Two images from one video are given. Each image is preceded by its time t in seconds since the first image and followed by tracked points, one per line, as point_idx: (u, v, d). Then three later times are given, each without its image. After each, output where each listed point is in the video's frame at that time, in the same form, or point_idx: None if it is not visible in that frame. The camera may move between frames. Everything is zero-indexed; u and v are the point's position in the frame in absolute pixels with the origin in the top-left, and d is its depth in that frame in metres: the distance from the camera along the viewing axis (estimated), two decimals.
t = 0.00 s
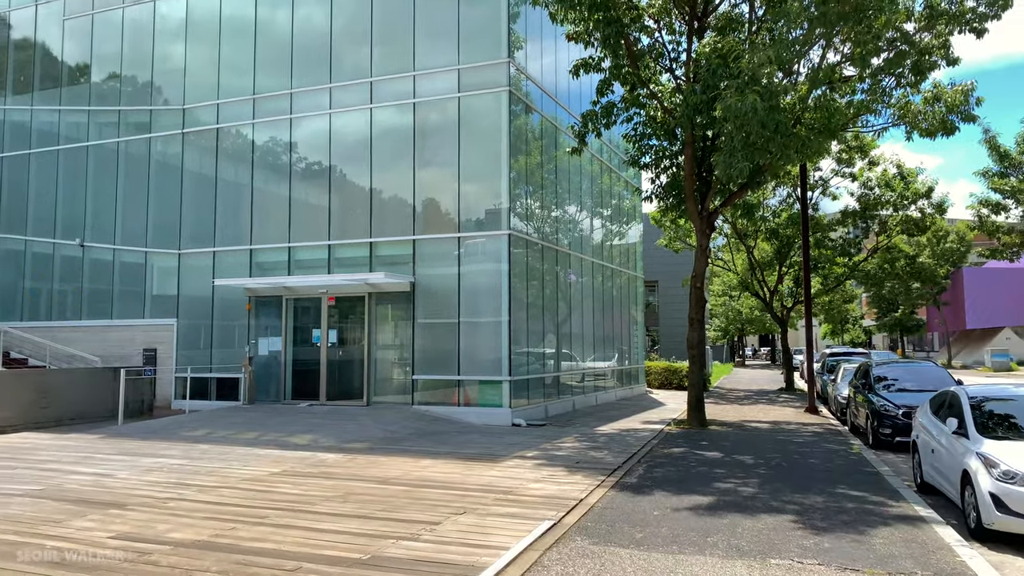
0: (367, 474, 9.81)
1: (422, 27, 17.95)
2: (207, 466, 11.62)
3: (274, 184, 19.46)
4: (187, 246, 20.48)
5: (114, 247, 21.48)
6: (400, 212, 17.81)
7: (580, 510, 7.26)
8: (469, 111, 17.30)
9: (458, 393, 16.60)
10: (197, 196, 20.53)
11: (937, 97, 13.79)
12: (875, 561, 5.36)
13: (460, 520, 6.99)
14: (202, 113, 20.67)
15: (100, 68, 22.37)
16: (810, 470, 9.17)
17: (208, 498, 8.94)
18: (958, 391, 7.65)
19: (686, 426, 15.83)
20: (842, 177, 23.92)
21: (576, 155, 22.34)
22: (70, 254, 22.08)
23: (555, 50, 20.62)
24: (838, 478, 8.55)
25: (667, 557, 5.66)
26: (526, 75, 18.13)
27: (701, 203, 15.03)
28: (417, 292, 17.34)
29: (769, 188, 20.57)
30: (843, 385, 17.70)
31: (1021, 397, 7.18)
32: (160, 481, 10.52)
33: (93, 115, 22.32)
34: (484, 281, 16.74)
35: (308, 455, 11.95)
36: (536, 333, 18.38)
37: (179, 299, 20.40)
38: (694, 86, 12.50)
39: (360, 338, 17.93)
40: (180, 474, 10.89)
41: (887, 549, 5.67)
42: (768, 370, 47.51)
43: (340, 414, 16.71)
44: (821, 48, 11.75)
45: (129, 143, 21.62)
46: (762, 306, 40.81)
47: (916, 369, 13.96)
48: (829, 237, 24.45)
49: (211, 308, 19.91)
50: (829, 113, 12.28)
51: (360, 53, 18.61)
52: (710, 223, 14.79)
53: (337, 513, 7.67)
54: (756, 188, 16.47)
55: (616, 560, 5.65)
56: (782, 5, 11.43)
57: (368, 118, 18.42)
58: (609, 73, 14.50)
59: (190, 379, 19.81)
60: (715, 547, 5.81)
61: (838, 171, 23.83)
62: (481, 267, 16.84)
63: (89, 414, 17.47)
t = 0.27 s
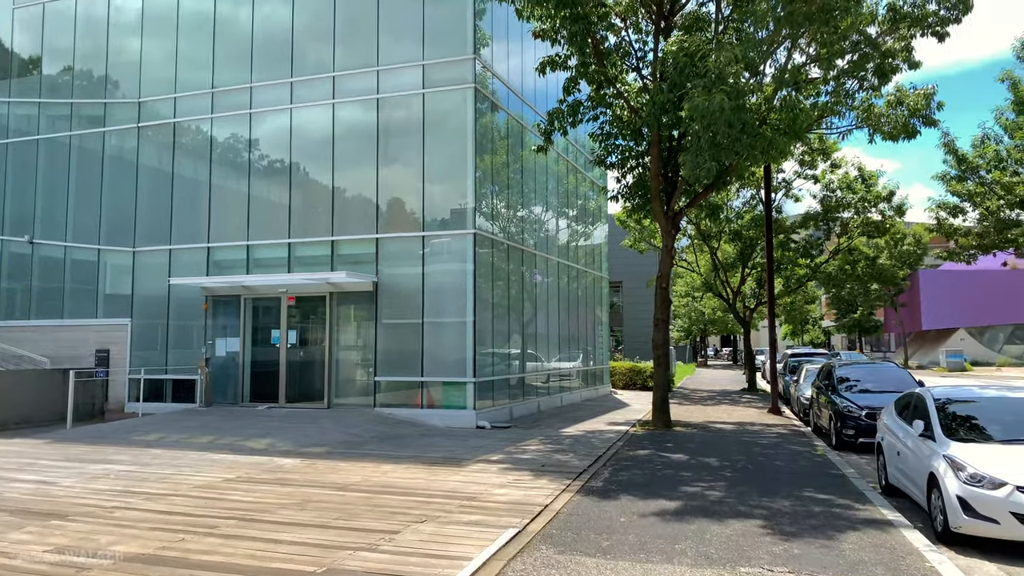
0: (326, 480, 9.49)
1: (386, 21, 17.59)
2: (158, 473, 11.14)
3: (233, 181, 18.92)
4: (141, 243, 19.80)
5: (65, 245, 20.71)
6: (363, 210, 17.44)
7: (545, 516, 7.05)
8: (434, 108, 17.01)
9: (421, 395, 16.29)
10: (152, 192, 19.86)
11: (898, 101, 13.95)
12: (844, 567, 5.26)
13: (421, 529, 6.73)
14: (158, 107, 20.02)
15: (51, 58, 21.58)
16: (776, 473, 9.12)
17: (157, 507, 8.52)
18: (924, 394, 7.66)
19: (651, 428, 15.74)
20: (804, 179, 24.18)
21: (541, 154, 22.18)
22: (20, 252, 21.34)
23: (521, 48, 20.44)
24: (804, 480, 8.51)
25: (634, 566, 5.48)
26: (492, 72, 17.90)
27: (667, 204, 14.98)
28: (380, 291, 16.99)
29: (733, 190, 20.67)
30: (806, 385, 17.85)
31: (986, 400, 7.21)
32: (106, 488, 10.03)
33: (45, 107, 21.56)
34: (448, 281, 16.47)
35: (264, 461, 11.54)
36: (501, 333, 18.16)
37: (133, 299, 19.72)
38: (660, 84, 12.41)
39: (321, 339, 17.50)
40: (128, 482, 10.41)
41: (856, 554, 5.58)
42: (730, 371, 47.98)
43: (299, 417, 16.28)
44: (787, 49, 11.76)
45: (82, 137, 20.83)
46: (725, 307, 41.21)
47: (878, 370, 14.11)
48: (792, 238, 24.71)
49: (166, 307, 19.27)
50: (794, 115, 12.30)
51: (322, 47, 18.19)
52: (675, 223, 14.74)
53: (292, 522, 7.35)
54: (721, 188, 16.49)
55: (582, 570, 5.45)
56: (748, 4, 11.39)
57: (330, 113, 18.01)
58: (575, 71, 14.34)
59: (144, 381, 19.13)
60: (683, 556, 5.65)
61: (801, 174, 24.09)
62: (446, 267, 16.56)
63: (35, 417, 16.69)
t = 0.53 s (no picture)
0: (283, 486, 9.13)
1: (351, 15, 17.21)
2: (107, 479, 10.64)
3: (191, 178, 18.35)
4: (95, 241, 19.10)
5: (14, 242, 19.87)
6: (326, 207, 17.04)
7: (510, 522, 6.83)
8: (399, 104, 16.68)
9: (385, 397, 15.96)
10: (106, 188, 19.15)
11: (863, 102, 14.05)
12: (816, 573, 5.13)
13: (381, 536, 6.46)
14: (113, 100, 19.32)
15: None
16: (743, 475, 9.03)
17: (102, 516, 8.08)
18: (892, 394, 7.61)
19: (617, 429, 15.61)
20: (769, 180, 24.38)
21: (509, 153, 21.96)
22: None
23: (489, 45, 20.23)
24: (772, 483, 8.42)
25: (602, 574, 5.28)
26: (458, 69, 17.64)
27: (634, 203, 14.86)
28: (343, 291, 16.60)
29: (700, 190, 20.71)
30: (771, 386, 17.94)
31: (955, 401, 7.16)
32: (49, 496, 9.52)
33: None
34: (413, 280, 16.14)
35: (219, 466, 11.11)
36: (467, 334, 17.88)
37: (87, 298, 19.01)
38: (629, 82, 12.29)
39: (282, 339, 17.05)
40: (73, 489, 9.91)
41: (828, 559, 5.47)
42: (695, 371, 48.31)
43: (259, 420, 15.82)
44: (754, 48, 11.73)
45: (33, 129, 19.72)
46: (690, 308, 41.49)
47: (844, 371, 14.21)
48: (757, 240, 24.90)
49: (121, 307, 18.61)
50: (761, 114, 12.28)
51: (284, 40, 17.75)
52: (642, 223, 14.64)
53: (245, 531, 7.01)
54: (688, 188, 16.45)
55: None
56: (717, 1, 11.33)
57: (292, 108, 17.57)
58: (543, 68, 14.16)
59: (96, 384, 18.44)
60: (652, 563, 5.48)
61: (766, 175, 24.28)
62: (411, 267, 16.22)
63: None
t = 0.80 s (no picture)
0: (243, 488, 8.78)
1: (318, 6, 16.82)
2: (58, 483, 10.18)
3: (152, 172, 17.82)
4: (51, 236, 18.43)
5: None
6: (292, 203, 16.63)
7: (479, 525, 6.62)
8: (367, 97, 16.34)
9: (352, 397, 15.61)
10: (64, 182, 18.50)
11: (832, 101, 14.10)
12: None
13: (344, 541, 6.19)
14: (71, 91, 18.67)
15: None
16: (716, 474, 8.93)
17: (49, 522, 7.67)
18: (866, 393, 7.54)
19: (588, 428, 15.47)
20: (739, 180, 24.48)
21: (480, 149, 21.70)
22: None
23: (460, 40, 19.98)
24: (744, 482, 8.31)
25: None
26: (428, 63, 17.35)
27: (606, 200, 14.71)
28: (309, 288, 16.22)
29: (671, 189, 20.69)
30: (741, 385, 17.97)
31: (927, 399, 7.10)
32: None
33: None
34: (381, 278, 15.81)
35: (178, 468, 10.70)
36: (437, 333, 17.59)
37: (43, 296, 18.32)
38: (602, 76, 12.14)
39: (246, 338, 16.62)
40: (21, 494, 9.44)
41: (803, 560, 5.34)
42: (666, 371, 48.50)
43: (222, 421, 15.38)
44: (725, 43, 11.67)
45: None
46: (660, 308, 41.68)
47: (814, 370, 14.25)
48: (727, 239, 25.01)
49: (78, 304, 17.97)
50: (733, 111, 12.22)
51: (249, 31, 17.29)
52: (614, 220, 14.51)
53: (201, 536, 6.68)
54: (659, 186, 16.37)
55: None
56: None
57: (257, 100, 17.12)
58: (514, 62, 13.95)
59: (52, 384, 17.79)
60: (624, 566, 5.30)
61: (736, 175, 24.38)
62: (379, 264, 15.89)
63: None
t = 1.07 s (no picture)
0: (206, 493, 8.43)
1: None
2: (12, 488, 9.72)
3: (117, 166, 17.27)
4: (13, 232, 17.81)
5: None
6: (262, 199, 16.21)
7: (450, 531, 6.35)
8: (340, 91, 15.97)
9: (323, 398, 15.24)
10: (26, 176, 17.89)
11: (810, 99, 14.05)
12: None
13: (308, 549, 5.90)
14: (33, 82, 18.05)
15: None
16: (694, 476, 8.76)
17: None
18: (847, 393, 7.39)
19: (565, 429, 15.26)
20: (717, 179, 24.47)
21: (456, 146, 21.40)
22: None
23: (437, 35, 19.68)
24: (723, 484, 8.15)
25: None
26: (404, 57, 17.03)
27: (584, 197, 14.50)
28: (280, 286, 15.82)
29: (650, 187, 20.57)
30: (719, 384, 17.89)
31: (910, 399, 6.96)
32: None
33: None
34: (355, 276, 15.45)
35: (140, 472, 10.29)
36: (413, 332, 17.27)
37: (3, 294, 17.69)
38: (580, 71, 11.94)
39: (215, 337, 16.19)
40: None
41: (787, 566, 5.15)
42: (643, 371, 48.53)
43: (189, 422, 14.94)
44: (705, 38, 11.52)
45: None
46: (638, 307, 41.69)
47: (792, 370, 14.17)
48: (704, 238, 24.98)
49: (40, 303, 17.38)
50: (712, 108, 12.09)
51: (219, 21, 16.82)
52: (593, 218, 14.32)
53: (158, 545, 6.34)
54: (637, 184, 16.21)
55: None
56: None
57: (227, 93, 16.66)
58: (491, 56, 13.69)
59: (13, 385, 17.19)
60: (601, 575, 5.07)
61: (713, 174, 24.37)
62: (352, 262, 15.53)
63: None
